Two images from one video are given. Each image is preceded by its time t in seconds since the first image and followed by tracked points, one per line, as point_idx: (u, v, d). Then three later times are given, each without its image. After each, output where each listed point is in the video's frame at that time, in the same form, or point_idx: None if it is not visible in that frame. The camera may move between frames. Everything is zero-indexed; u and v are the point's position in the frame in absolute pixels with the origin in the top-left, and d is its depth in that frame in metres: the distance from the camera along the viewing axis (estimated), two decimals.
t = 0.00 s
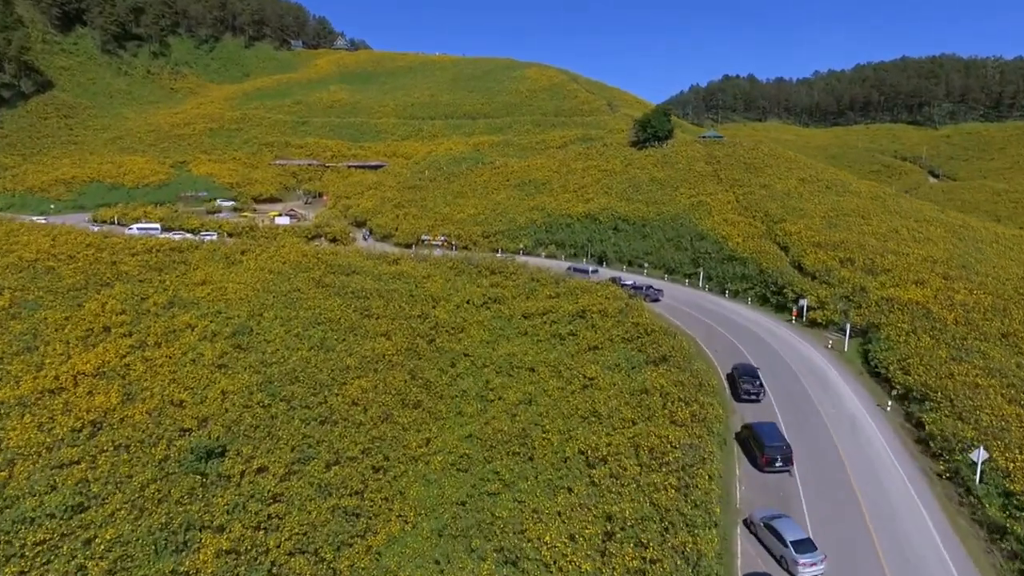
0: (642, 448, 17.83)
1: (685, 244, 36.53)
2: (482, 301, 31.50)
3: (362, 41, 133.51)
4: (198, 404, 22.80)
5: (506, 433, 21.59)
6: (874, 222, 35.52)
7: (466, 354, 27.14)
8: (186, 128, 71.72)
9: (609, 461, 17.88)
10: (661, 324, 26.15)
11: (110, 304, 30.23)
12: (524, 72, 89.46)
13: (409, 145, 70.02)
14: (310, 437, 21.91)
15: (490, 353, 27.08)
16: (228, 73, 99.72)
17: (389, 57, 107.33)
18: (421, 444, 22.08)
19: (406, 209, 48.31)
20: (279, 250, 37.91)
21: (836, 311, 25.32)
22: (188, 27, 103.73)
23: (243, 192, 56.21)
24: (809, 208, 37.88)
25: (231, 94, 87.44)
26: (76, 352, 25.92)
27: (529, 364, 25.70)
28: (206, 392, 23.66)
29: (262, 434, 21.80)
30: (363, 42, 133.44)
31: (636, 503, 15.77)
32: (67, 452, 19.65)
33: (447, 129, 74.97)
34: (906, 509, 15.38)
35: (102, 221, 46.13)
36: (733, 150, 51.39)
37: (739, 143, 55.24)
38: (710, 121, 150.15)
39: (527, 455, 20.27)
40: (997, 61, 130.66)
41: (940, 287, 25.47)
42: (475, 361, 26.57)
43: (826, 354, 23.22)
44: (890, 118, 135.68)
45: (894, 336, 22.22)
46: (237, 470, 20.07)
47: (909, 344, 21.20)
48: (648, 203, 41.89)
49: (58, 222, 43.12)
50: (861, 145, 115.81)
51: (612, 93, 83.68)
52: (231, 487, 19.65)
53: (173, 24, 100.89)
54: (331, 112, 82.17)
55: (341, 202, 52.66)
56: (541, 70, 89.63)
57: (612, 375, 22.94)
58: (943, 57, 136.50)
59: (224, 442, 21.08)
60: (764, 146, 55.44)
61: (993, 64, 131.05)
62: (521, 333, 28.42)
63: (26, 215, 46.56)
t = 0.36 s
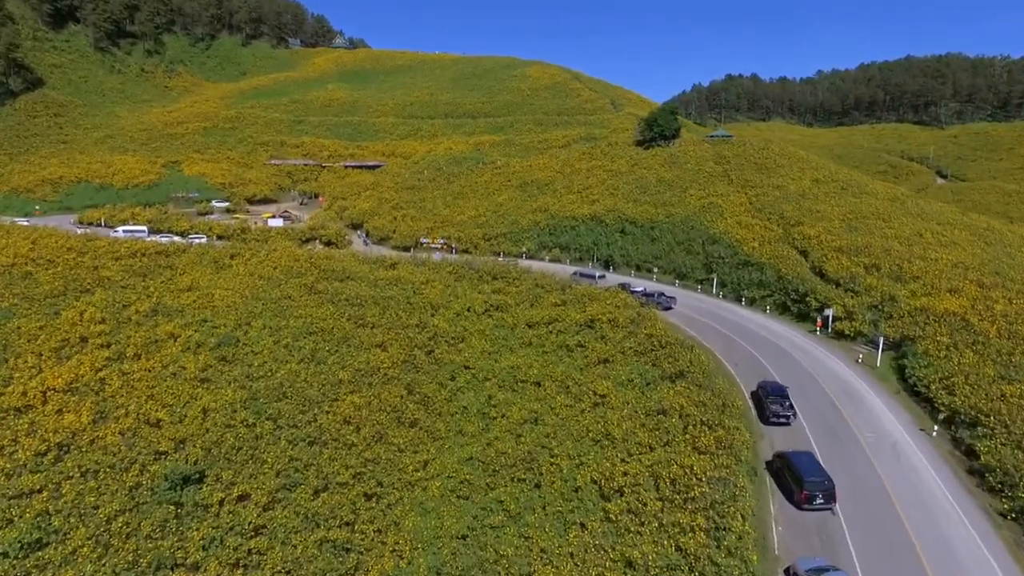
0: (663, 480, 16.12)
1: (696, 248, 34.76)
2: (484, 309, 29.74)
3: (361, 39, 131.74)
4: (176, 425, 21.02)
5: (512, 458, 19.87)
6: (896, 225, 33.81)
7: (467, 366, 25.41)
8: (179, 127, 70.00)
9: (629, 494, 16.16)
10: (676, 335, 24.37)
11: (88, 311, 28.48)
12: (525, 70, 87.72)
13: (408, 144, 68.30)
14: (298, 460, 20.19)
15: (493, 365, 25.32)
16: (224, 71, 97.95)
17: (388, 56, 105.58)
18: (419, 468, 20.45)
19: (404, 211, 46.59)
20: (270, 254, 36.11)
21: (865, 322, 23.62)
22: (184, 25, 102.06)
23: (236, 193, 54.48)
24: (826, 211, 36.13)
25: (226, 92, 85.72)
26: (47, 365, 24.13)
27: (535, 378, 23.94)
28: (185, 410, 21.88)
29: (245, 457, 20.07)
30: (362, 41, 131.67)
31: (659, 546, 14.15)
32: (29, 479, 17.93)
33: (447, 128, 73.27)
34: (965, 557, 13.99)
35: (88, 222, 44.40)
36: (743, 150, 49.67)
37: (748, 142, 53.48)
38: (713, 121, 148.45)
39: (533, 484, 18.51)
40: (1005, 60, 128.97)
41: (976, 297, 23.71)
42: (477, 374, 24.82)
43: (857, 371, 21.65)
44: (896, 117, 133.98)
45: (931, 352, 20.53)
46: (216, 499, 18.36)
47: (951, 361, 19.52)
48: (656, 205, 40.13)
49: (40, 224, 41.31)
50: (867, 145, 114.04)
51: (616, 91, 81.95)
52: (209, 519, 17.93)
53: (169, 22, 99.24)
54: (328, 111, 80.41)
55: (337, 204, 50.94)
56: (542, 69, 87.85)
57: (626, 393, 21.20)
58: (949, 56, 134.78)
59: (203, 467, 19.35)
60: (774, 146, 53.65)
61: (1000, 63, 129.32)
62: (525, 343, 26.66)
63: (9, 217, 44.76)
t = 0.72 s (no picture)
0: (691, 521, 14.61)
1: (709, 251, 32.99)
2: (486, 317, 27.96)
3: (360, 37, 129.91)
4: (149, 447, 19.27)
5: (517, 486, 18.15)
6: (920, 228, 32.08)
7: (467, 380, 23.65)
8: (172, 126, 68.25)
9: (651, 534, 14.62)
10: (693, 348, 22.61)
11: (65, 320, 26.66)
12: (527, 68, 86.00)
13: (407, 144, 66.54)
14: (282, 487, 18.48)
15: (494, 379, 23.54)
16: (220, 70, 96.16)
17: (387, 54, 103.80)
18: (416, 496, 18.73)
19: (403, 212, 44.83)
20: (260, 259, 34.33)
21: (898, 335, 22.12)
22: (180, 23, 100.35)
23: (229, 194, 52.73)
24: (845, 213, 34.40)
25: (222, 91, 83.95)
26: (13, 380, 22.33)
27: (541, 394, 22.16)
28: (160, 430, 20.11)
29: (225, 484, 18.34)
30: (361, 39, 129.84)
31: None
32: None
33: (447, 127, 71.54)
34: None
35: (73, 224, 42.62)
36: (753, 149, 47.92)
37: (758, 141, 51.74)
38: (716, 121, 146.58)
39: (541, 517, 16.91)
40: (1013, 59, 127.22)
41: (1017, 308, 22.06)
42: (478, 389, 23.03)
43: (891, 384, 20.20)
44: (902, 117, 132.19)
45: (977, 370, 19.06)
46: (192, 534, 16.79)
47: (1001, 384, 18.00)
48: (665, 206, 38.38)
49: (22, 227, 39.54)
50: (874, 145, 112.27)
51: (620, 90, 80.21)
52: (182, 558, 16.42)
53: (164, 20, 97.49)
54: (325, 110, 78.61)
55: (333, 205, 49.17)
56: (544, 67, 86.07)
57: (641, 413, 19.48)
58: (956, 55, 133.04)
59: (177, 496, 17.73)
60: (785, 145, 51.88)
61: (1007, 62, 127.59)
62: (528, 355, 24.89)
63: None
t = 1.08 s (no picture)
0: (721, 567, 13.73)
1: (722, 256, 31.27)
2: (487, 326, 26.19)
3: (359, 36, 128.10)
4: (117, 475, 17.70)
5: (524, 521, 16.60)
6: (946, 232, 30.36)
7: (467, 396, 21.88)
8: (165, 124, 66.56)
9: None
10: (714, 364, 21.03)
11: (37, 331, 24.78)
12: (528, 66, 84.19)
13: (405, 143, 64.80)
14: (262, 521, 16.86)
15: (496, 395, 21.77)
16: (216, 68, 94.43)
17: (386, 52, 102.01)
18: (412, 529, 17.08)
19: (400, 214, 43.12)
20: (249, 263, 32.62)
21: (935, 351, 20.67)
22: (175, 21, 98.70)
23: (221, 195, 51.03)
24: (865, 215, 32.70)
25: (217, 89, 82.25)
26: None
27: (547, 413, 20.41)
28: (131, 454, 18.45)
29: (199, 517, 16.84)
30: (359, 37, 127.99)
31: None
32: None
33: (447, 126, 69.79)
34: None
35: (56, 227, 40.93)
36: (764, 148, 46.16)
37: (768, 140, 49.98)
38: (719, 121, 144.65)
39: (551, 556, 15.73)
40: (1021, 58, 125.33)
41: None
42: (479, 406, 21.28)
43: (933, 409, 18.81)
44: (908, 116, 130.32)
45: None
46: None
47: None
48: (674, 208, 36.67)
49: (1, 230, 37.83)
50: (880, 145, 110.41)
51: (624, 88, 78.41)
52: None
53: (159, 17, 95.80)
54: (322, 109, 76.84)
55: (328, 206, 47.44)
56: (546, 64, 84.25)
57: (660, 440, 17.85)
58: (962, 53, 131.18)
59: (146, 533, 16.45)
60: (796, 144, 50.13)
61: (1016, 61, 125.70)
62: (533, 369, 23.15)
63: None
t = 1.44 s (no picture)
0: None
1: (737, 261, 29.48)
2: (488, 337, 24.35)
3: (357, 34, 126.31)
4: (78, 510, 16.07)
5: (532, 563, 14.78)
6: (975, 236, 28.59)
7: (466, 414, 20.02)
8: (156, 123, 64.78)
9: None
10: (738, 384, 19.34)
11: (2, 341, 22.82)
12: (529, 64, 82.35)
13: (402, 142, 62.97)
14: (238, 563, 15.14)
15: (498, 413, 19.94)
16: (211, 65, 92.62)
17: (385, 50, 100.17)
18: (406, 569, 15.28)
19: (397, 216, 41.31)
20: (236, 268, 30.81)
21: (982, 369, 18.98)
22: (170, 19, 96.96)
23: (212, 196, 49.24)
24: (888, 217, 30.93)
25: (211, 87, 80.48)
26: None
27: (555, 434, 18.57)
28: (94, 486, 16.77)
29: (167, 560, 15.17)
30: (358, 36, 126.19)
31: None
32: None
33: (446, 125, 67.96)
34: None
35: (37, 229, 39.13)
36: (776, 147, 44.31)
37: (779, 138, 48.16)
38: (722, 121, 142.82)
39: None
40: None
41: None
42: (480, 426, 19.43)
43: (983, 435, 17.20)
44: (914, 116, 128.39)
45: None
46: None
47: None
48: (685, 209, 34.88)
49: None
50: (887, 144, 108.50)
51: (627, 86, 76.60)
52: None
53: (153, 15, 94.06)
54: (319, 108, 75.04)
55: (322, 207, 45.63)
56: (547, 62, 82.38)
57: (683, 471, 16.09)
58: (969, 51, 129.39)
59: None
60: (808, 143, 48.28)
61: None
62: (538, 384, 21.30)
63: None
